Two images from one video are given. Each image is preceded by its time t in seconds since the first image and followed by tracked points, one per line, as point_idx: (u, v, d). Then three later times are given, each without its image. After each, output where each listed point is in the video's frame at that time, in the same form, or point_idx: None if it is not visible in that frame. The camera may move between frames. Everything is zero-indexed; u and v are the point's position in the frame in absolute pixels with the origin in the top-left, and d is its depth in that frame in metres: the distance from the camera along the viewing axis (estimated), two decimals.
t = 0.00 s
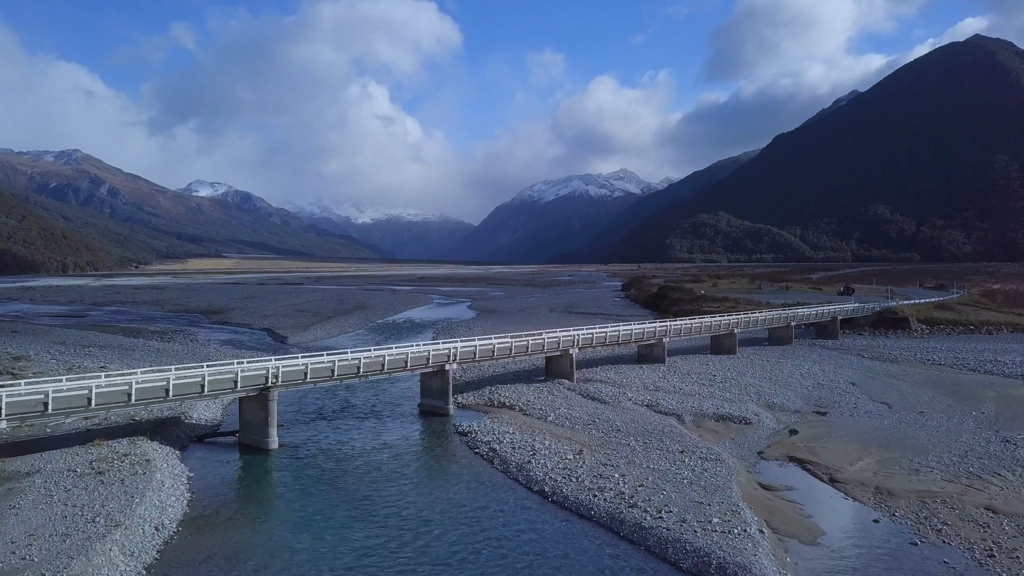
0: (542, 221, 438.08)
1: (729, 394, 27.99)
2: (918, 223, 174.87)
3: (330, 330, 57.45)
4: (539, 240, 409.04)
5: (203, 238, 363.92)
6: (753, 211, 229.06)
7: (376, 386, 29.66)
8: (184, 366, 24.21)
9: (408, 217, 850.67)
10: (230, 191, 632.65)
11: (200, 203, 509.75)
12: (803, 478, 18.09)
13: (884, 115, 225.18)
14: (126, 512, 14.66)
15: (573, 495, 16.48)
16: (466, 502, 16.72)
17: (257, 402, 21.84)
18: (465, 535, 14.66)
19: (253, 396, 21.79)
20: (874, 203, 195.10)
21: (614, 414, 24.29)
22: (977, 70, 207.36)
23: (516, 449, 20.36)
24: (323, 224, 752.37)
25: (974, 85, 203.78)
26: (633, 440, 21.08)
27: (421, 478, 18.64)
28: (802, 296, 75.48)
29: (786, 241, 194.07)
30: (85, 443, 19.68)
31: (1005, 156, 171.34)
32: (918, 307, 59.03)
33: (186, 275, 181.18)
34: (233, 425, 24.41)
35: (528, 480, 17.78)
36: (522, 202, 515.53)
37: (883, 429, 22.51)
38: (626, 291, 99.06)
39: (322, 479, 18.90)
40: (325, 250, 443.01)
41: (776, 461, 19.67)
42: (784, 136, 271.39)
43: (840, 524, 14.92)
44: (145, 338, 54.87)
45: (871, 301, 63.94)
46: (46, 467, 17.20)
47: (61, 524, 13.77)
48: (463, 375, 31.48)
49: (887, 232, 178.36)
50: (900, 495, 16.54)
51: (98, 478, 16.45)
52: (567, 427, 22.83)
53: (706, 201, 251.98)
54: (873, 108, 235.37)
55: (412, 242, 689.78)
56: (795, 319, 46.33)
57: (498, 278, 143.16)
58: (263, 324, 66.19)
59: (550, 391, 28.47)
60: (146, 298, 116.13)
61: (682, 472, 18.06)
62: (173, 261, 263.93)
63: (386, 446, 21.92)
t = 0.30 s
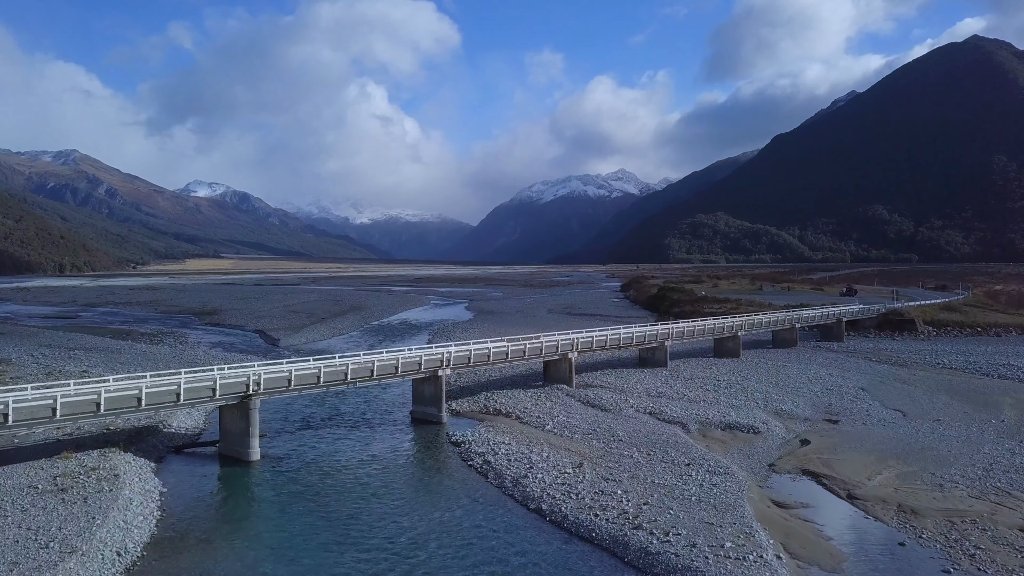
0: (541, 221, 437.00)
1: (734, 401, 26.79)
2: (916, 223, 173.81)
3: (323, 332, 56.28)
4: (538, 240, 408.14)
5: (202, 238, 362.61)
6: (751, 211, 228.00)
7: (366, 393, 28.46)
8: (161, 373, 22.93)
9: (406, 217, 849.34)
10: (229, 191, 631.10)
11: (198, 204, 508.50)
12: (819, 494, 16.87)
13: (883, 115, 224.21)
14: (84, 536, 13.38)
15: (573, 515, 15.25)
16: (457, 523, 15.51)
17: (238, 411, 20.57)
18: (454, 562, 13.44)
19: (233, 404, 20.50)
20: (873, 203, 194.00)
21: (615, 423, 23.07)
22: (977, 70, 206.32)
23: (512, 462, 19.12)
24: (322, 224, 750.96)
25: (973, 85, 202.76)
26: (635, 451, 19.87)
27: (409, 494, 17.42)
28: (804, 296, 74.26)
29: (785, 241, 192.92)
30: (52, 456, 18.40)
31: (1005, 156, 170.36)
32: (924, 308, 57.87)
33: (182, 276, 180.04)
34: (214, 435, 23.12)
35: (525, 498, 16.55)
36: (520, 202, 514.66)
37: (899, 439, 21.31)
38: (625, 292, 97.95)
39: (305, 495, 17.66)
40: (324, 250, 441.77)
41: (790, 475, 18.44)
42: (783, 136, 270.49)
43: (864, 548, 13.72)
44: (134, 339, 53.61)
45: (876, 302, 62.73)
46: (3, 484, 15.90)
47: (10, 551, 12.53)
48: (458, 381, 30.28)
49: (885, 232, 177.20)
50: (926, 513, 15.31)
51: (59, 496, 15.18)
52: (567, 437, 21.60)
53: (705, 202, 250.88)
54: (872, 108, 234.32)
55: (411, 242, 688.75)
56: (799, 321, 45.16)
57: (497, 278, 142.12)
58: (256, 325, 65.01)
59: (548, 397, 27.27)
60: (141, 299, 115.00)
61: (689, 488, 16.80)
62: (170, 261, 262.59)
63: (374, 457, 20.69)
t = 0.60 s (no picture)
0: (540, 221, 435.92)
1: (742, 407, 25.60)
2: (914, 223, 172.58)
3: (316, 334, 55.01)
4: (536, 240, 407.00)
5: (199, 238, 361.21)
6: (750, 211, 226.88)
7: (359, 400, 27.24)
8: (137, 379, 21.69)
9: (405, 217, 847.54)
10: (227, 191, 629.55)
11: (196, 204, 507.45)
12: (838, 512, 15.67)
13: (882, 115, 223.19)
14: (34, 565, 12.21)
15: (573, 538, 14.03)
16: (446, 547, 14.31)
17: (216, 420, 19.31)
18: None
19: (211, 414, 19.25)
20: (871, 203, 192.85)
21: (617, 432, 21.84)
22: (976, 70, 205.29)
23: (507, 477, 17.89)
24: (320, 225, 749.70)
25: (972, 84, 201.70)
26: (639, 463, 18.66)
27: (397, 514, 16.19)
28: (808, 298, 73.02)
29: (783, 242, 191.79)
30: (15, 470, 17.20)
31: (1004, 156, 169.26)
32: (931, 309, 56.67)
33: (179, 276, 178.96)
34: (193, 445, 21.89)
35: (521, 519, 15.34)
36: (519, 203, 513.64)
37: (916, 450, 20.14)
38: (625, 292, 96.65)
39: (282, 514, 16.38)
40: (322, 250, 440.13)
41: (804, 490, 17.22)
42: (782, 136, 269.46)
43: None
44: (123, 341, 52.33)
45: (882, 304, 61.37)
46: None
47: None
48: (452, 386, 29.11)
49: (884, 232, 176.06)
50: (954, 538, 14.08)
51: (13, 520, 13.93)
52: (566, 448, 20.38)
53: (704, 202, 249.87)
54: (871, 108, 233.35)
55: (409, 243, 687.27)
56: (805, 322, 44.00)
57: (495, 279, 140.99)
58: (248, 327, 63.67)
59: (547, 404, 26.06)
60: (135, 299, 113.68)
61: (698, 507, 15.52)
62: (168, 261, 260.99)
63: (361, 471, 19.42)
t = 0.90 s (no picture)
0: (538, 222, 435.04)
1: (748, 415, 24.42)
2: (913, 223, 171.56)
3: (310, 336, 53.78)
4: (534, 241, 405.98)
5: (197, 238, 359.96)
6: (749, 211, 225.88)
7: (349, 407, 26.05)
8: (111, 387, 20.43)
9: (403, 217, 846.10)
10: (225, 191, 628.15)
11: (194, 204, 505.89)
12: (857, 532, 14.51)
13: (881, 115, 222.19)
14: None
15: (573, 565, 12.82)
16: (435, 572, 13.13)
17: (191, 432, 18.06)
18: None
19: (187, 424, 18.00)
20: (870, 203, 191.81)
21: (620, 443, 20.60)
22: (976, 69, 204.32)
23: (501, 493, 16.65)
24: (319, 225, 748.35)
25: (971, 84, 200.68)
26: (643, 477, 17.46)
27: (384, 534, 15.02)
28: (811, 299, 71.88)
29: (782, 242, 190.72)
30: None
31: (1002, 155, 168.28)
32: (937, 311, 55.47)
33: (175, 276, 177.79)
34: (170, 457, 20.63)
35: (517, 541, 14.13)
36: (517, 203, 512.51)
37: (937, 463, 18.94)
38: (624, 293, 95.47)
39: (258, 535, 15.19)
40: (319, 249, 438.84)
41: (821, 507, 16.03)
42: (781, 136, 268.55)
43: None
44: (111, 343, 51.07)
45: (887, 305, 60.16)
46: None
47: None
48: (446, 392, 27.90)
49: (882, 233, 175.02)
50: (989, 564, 12.90)
51: None
52: (566, 460, 19.15)
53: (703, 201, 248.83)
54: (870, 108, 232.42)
55: (408, 243, 686.03)
56: (810, 325, 42.84)
57: (492, 279, 139.90)
58: (241, 328, 62.43)
59: (545, 410, 24.88)
60: (130, 299, 112.58)
61: (709, 529, 14.29)
62: (165, 261, 259.76)
63: (347, 485, 18.20)
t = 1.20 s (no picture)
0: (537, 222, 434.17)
1: (756, 422, 23.22)
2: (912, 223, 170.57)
3: (303, 338, 52.54)
4: (533, 241, 405.00)
5: (195, 238, 358.68)
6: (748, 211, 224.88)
7: (338, 415, 24.86)
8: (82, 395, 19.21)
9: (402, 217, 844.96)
10: (223, 191, 626.51)
11: (192, 204, 503.58)
12: (884, 557, 13.31)
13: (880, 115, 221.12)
14: None
15: None
16: None
17: (163, 443, 16.80)
18: None
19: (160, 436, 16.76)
20: (870, 203, 190.78)
21: (623, 454, 19.42)
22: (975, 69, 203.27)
23: (497, 511, 15.43)
24: (317, 224, 747.12)
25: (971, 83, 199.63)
26: (648, 493, 16.26)
27: (366, 558, 13.83)
28: (814, 299, 70.73)
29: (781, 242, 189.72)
30: None
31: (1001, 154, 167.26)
32: (944, 312, 54.34)
33: (172, 276, 176.57)
34: (143, 470, 19.38)
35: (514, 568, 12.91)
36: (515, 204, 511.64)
37: (961, 477, 17.73)
38: (624, 293, 94.41)
39: (233, 558, 14.00)
40: (318, 250, 437.59)
41: (841, 526, 14.84)
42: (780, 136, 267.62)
43: None
44: (99, 345, 49.87)
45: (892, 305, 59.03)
46: None
47: None
48: (440, 397, 26.72)
49: (881, 233, 174.00)
50: None
51: None
52: (566, 473, 17.92)
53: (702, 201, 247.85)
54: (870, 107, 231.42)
55: (407, 243, 684.99)
56: (815, 326, 41.70)
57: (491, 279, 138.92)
58: (235, 330, 61.20)
59: (543, 417, 23.70)
60: (124, 300, 111.43)
61: (722, 554, 13.05)
62: (163, 262, 258.46)
63: (331, 502, 17.00)
